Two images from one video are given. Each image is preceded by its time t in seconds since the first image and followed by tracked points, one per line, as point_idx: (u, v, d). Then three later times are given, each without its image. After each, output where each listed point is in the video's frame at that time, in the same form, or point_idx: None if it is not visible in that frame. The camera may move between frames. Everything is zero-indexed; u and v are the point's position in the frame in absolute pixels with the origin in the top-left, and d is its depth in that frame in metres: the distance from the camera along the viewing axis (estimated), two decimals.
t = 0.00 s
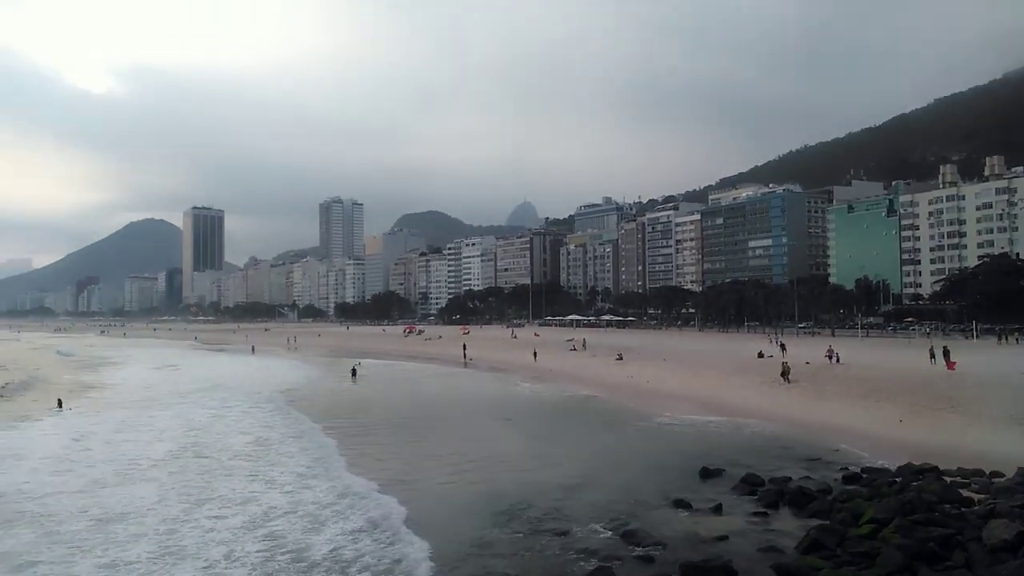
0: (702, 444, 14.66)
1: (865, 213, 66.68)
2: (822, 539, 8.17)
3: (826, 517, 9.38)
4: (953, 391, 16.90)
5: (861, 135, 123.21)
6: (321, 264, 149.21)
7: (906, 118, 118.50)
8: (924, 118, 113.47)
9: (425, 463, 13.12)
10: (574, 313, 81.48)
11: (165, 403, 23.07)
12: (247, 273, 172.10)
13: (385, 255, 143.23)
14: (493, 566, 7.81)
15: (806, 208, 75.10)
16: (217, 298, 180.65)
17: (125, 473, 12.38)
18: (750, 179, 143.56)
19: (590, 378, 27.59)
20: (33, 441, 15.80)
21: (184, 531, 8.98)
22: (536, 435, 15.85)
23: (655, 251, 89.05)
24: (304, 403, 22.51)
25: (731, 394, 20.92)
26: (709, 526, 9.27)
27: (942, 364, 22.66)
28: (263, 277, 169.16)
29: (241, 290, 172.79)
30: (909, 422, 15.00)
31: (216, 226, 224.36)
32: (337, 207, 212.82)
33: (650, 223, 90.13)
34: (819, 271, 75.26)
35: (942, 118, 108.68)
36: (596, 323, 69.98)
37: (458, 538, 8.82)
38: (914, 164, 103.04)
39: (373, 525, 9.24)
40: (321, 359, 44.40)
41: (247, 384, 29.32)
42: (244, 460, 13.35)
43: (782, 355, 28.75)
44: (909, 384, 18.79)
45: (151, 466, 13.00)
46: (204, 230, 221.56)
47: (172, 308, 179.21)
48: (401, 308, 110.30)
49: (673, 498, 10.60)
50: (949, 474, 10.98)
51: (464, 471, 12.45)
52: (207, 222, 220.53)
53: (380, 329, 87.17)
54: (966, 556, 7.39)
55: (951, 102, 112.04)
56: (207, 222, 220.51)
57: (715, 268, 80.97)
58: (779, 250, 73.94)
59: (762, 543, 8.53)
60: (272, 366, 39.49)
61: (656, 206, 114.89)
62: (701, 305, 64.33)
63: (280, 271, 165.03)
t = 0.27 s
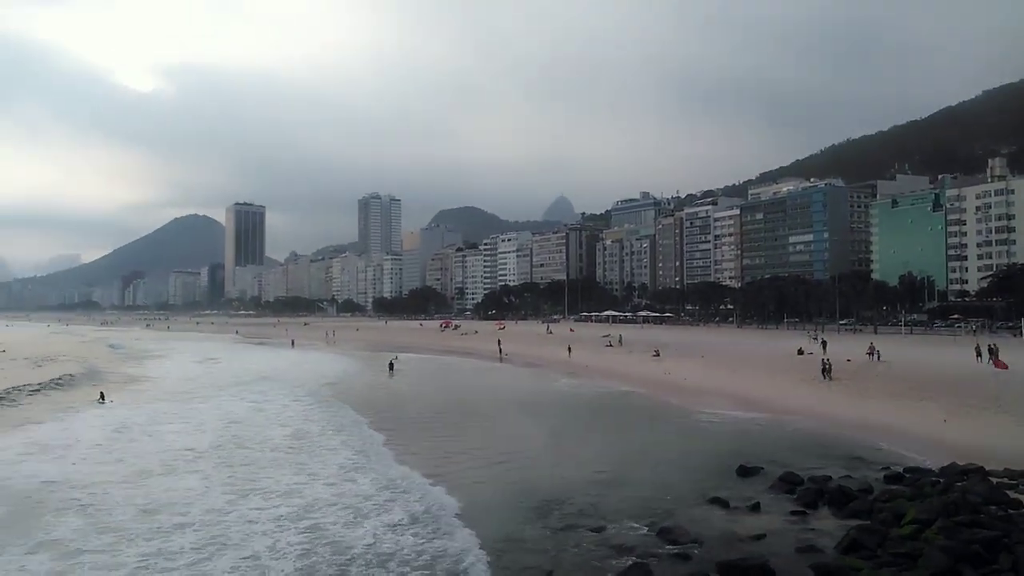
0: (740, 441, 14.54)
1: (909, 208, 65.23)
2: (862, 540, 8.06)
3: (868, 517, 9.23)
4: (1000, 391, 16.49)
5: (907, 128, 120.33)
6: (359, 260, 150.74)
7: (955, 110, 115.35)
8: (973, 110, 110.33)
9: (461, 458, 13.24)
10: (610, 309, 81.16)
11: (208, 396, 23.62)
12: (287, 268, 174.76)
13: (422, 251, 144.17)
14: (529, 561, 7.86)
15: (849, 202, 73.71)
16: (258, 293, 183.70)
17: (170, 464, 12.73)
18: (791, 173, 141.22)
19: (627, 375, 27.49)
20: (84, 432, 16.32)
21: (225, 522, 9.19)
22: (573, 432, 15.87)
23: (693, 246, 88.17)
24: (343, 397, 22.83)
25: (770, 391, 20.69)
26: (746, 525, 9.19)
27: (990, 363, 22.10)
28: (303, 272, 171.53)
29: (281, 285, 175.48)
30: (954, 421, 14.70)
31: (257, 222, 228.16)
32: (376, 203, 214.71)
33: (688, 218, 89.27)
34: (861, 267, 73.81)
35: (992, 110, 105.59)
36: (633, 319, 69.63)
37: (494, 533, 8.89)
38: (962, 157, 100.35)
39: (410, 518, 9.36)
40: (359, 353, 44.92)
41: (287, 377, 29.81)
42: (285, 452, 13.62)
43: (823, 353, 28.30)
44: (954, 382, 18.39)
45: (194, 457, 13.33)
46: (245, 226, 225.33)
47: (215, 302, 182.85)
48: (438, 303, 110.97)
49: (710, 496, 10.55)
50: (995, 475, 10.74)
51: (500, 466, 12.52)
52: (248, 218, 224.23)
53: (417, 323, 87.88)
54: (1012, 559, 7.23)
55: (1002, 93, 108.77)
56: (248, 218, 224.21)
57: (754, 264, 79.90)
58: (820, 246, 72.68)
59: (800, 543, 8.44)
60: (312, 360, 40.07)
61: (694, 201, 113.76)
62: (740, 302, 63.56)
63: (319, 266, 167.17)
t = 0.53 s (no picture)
0: (754, 445, 14.46)
1: (927, 210, 64.66)
2: (879, 545, 7.98)
3: (886, 522, 9.14)
4: (1020, 395, 16.29)
5: (925, 129, 119.28)
6: (374, 262, 151.21)
7: (974, 111, 114.17)
8: (993, 111, 109.15)
9: (476, 459, 13.25)
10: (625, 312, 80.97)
11: (225, 397, 23.81)
12: (302, 270, 175.67)
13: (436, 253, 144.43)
14: (545, 565, 7.84)
15: (865, 204, 73.17)
16: (274, 295, 184.71)
17: (187, 464, 12.84)
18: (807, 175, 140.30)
19: (641, 378, 27.41)
20: (104, 432, 16.51)
21: (243, 524, 9.24)
22: (588, 434, 15.83)
23: (708, 249, 87.77)
24: (358, 398, 22.94)
25: (785, 395, 20.56)
26: (761, 529, 9.13)
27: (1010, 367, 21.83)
28: (318, 274, 172.34)
29: (297, 287, 176.36)
30: (973, 425, 14.53)
31: (272, 224, 229.54)
32: (391, 206, 215.44)
33: (703, 221, 88.90)
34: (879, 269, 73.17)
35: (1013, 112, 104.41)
36: (647, 322, 69.41)
37: (508, 534, 8.87)
38: (981, 159, 99.29)
39: (424, 521, 9.36)
40: (373, 355, 45.05)
41: (303, 379, 29.95)
42: (301, 454, 13.70)
43: (840, 356, 28.06)
44: (973, 386, 18.19)
45: (210, 458, 13.43)
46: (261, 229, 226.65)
47: (231, 304, 184.03)
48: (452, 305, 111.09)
49: (725, 500, 10.49)
50: (1016, 480, 10.59)
51: (517, 469, 12.53)
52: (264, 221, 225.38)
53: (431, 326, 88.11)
54: None
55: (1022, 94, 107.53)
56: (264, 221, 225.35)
57: (770, 267, 79.41)
58: (837, 248, 72.14)
59: (816, 548, 8.37)
60: (327, 362, 40.23)
61: (709, 204, 113.29)
62: (756, 305, 63.16)
63: (334, 269, 167.86)
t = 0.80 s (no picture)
0: (772, 445, 14.38)
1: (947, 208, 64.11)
2: (900, 547, 7.92)
3: (905, 523, 9.08)
4: None
5: (945, 127, 118.03)
6: (391, 261, 151.67)
7: (996, 108, 112.80)
8: (1015, 108, 107.74)
9: (492, 458, 13.29)
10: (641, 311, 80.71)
11: (244, 395, 24.02)
12: (319, 270, 176.72)
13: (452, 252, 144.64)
14: (563, 564, 7.84)
15: (885, 202, 72.54)
16: (291, 294, 185.77)
17: (206, 462, 12.97)
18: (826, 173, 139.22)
19: (658, 377, 27.32)
20: (124, 429, 16.70)
21: (262, 522, 9.31)
22: (604, 433, 15.81)
23: (726, 248, 87.28)
24: (375, 396, 23.06)
25: (803, 394, 20.43)
26: (780, 529, 9.08)
27: None
28: (335, 273, 173.13)
29: (314, 286, 177.27)
30: (995, 425, 14.37)
31: (290, 223, 231.02)
32: (407, 205, 216.02)
33: (720, 219, 88.43)
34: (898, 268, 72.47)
35: None
36: (664, 321, 69.18)
37: (526, 533, 8.89)
38: (1003, 157, 98.09)
39: (441, 519, 9.40)
40: (390, 353, 45.21)
41: (320, 378, 30.12)
42: (318, 452, 13.79)
43: (859, 356, 27.81)
44: (995, 386, 17.97)
45: (229, 455, 13.56)
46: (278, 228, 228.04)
47: (249, 303, 185.44)
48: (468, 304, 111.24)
49: (743, 500, 10.44)
50: None
51: (535, 467, 12.55)
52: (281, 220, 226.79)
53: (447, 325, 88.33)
54: None
55: None
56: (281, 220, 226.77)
57: (788, 266, 78.86)
58: (856, 247, 71.52)
59: (835, 549, 8.33)
60: (344, 360, 40.42)
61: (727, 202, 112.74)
62: (773, 304, 62.74)
63: (351, 268, 168.57)
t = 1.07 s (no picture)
0: (790, 445, 14.31)
1: (969, 206, 63.36)
2: (922, 548, 7.83)
3: (927, 524, 8.98)
4: None
5: (967, 123, 116.57)
6: (408, 262, 152.18)
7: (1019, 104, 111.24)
8: None
9: (510, 459, 13.31)
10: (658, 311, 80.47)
11: (263, 396, 24.21)
12: (337, 271, 177.67)
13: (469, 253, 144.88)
14: (581, 565, 7.83)
15: (905, 200, 71.81)
16: (309, 295, 186.89)
17: (226, 463, 13.08)
18: (845, 172, 137.94)
19: (676, 377, 27.20)
20: (145, 430, 16.89)
21: (281, 522, 9.37)
22: (622, 434, 15.79)
23: (744, 247, 86.71)
24: (394, 397, 23.15)
25: (822, 395, 20.25)
26: (799, 531, 9.02)
27: None
28: (353, 274, 173.96)
29: (332, 287, 178.18)
30: (1019, 426, 14.15)
31: (307, 225, 232.48)
32: (424, 206, 216.66)
33: (738, 218, 87.92)
34: (919, 267, 71.64)
35: None
36: (681, 321, 68.88)
37: (544, 533, 8.89)
38: None
39: (460, 520, 9.42)
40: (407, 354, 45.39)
41: (338, 378, 30.31)
42: (335, 453, 13.88)
43: (879, 355, 27.52)
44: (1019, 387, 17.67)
45: (249, 455, 13.67)
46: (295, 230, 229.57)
47: (268, 304, 186.76)
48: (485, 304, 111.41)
49: (761, 501, 10.38)
50: None
51: (553, 468, 12.56)
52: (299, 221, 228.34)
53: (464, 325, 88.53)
54: None
55: None
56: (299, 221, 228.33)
57: (806, 265, 78.21)
58: (876, 245, 70.83)
59: (856, 550, 8.25)
60: (361, 361, 40.64)
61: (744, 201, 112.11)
62: (792, 303, 62.28)
63: (369, 269, 169.39)
